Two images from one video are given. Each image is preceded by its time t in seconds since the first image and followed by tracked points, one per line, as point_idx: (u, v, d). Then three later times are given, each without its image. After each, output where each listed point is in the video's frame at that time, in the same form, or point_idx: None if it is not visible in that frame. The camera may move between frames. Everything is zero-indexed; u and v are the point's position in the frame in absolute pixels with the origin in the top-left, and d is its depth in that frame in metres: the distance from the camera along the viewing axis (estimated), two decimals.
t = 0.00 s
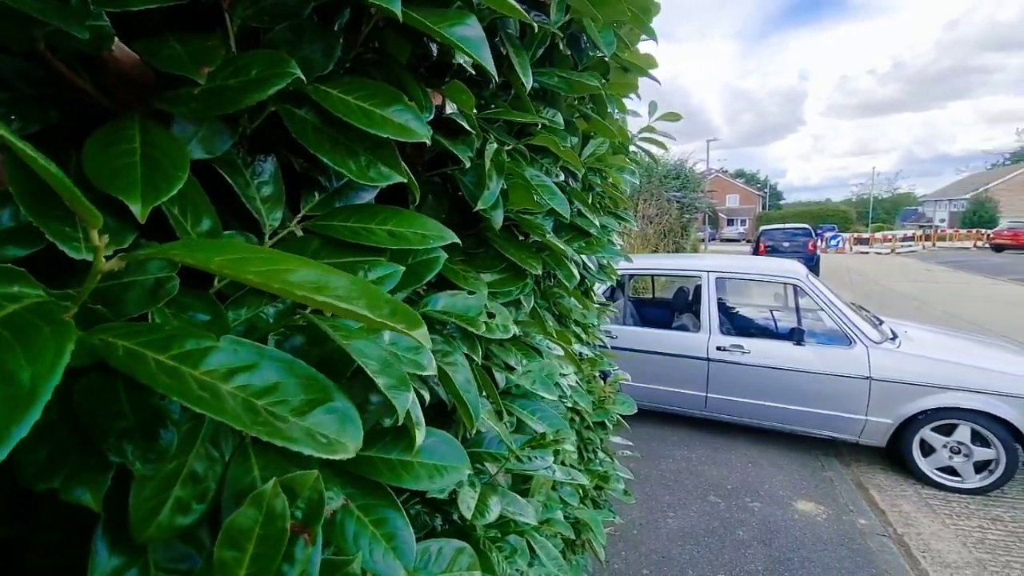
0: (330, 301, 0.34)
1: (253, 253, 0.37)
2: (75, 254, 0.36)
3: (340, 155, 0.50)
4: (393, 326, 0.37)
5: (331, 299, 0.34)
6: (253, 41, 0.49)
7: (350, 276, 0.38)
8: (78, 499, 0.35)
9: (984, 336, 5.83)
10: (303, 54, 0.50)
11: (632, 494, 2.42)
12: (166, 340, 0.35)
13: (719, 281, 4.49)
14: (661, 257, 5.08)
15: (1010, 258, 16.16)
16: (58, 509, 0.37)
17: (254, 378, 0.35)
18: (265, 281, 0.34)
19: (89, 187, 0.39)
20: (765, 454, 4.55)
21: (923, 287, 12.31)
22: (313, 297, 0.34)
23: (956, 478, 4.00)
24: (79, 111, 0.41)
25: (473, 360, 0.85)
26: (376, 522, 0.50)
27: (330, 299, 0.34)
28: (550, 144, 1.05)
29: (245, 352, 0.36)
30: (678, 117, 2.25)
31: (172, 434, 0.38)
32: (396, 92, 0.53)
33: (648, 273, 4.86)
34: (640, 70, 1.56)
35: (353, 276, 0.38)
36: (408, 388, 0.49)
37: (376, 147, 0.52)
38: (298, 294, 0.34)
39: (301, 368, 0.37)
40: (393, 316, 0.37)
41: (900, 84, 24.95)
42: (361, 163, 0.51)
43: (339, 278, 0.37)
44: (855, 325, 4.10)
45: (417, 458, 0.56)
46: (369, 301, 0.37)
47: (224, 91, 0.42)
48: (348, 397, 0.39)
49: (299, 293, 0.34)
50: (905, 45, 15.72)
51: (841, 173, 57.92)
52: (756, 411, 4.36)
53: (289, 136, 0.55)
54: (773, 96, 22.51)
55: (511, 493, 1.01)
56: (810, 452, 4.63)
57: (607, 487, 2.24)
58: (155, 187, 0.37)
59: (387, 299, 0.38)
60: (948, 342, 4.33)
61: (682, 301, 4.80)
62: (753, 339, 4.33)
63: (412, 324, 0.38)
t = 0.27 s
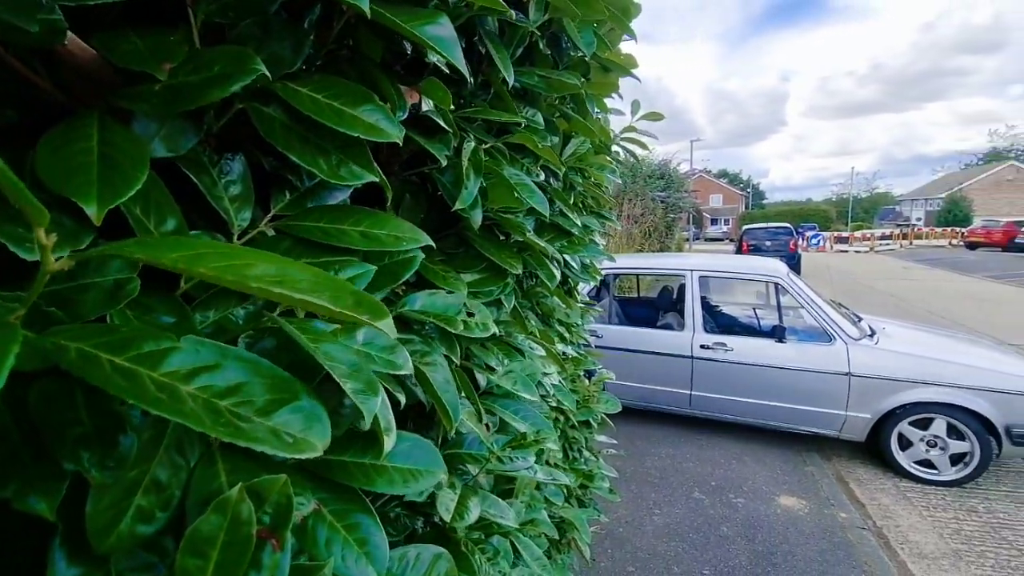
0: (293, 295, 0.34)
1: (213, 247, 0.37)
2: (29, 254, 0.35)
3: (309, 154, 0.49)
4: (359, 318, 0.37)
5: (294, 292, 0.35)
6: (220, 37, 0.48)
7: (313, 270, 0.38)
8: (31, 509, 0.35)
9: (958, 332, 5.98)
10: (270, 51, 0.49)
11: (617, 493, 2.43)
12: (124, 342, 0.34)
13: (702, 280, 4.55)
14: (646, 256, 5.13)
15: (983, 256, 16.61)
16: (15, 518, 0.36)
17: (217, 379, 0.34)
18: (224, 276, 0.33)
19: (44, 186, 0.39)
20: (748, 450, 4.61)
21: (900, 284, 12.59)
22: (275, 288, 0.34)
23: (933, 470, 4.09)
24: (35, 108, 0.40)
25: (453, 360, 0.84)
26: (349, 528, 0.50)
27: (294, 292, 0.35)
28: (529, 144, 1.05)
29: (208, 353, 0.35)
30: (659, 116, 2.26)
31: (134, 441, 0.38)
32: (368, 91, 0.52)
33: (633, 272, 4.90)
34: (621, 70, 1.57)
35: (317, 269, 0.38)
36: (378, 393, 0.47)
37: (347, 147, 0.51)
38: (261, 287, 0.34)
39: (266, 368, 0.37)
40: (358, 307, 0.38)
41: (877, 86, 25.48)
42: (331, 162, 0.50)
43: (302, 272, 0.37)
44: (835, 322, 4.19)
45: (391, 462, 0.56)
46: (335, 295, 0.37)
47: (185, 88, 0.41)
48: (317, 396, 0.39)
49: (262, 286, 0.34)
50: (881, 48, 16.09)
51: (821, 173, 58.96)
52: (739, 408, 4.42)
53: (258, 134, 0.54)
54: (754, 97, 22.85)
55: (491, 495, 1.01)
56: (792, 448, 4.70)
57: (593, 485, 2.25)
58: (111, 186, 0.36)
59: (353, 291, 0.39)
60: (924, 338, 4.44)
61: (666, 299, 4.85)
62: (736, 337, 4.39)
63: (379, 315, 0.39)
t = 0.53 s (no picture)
0: (262, 281, 0.35)
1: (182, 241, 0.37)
2: None
3: (284, 152, 0.49)
4: (330, 301, 0.38)
5: (264, 278, 0.35)
6: (190, 33, 0.47)
7: (283, 257, 0.39)
8: None
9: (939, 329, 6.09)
10: (241, 48, 0.48)
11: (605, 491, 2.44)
12: (91, 340, 0.33)
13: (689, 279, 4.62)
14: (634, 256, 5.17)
15: (962, 254, 16.96)
16: None
17: (186, 376, 0.34)
18: (195, 270, 0.34)
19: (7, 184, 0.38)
20: (735, 448, 4.65)
21: (882, 282, 12.81)
22: (244, 275, 0.34)
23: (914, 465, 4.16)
24: None
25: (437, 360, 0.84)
26: (328, 530, 0.49)
27: (262, 277, 0.35)
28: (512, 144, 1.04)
29: (176, 351, 0.35)
30: (644, 117, 2.28)
31: (101, 444, 0.37)
32: (344, 89, 0.52)
33: (622, 272, 4.94)
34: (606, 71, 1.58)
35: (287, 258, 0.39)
36: (356, 386, 0.46)
37: (322, 145, 0.51)
38: (236, 277, 0.34)
39: (237, 364, 0.36)
40: (329, 292, 0.38)
41: (859, 87, 25.90)
42: (307, 161, 0.49)
43: (270, 263, 0.37)
44: (819, 319, 4.27)
45: (373, 460, 0.55)
46: (304, 279, 0.37)
47: (153, 84, 0.40)
48: (291, 393, 0.38)
49: (235, 275, 0.34)
50: (863, 50, 16.37)
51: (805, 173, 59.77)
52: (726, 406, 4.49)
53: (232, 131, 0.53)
54: (739, 98, 23.12)
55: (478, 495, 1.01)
56: (778, 444, 4.76)
57: (580, 484, 2.25)
58: (75, 183, 0.35)
59: (324, 277, 0.39)
60: (906, 335, 4.52)
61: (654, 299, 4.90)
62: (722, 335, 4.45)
63: (352, 299, 0.39)
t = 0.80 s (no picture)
0: (232, 287, 0.35)
1: (148, 244, 0.37)
2: None
3: (264, 153, 0.49)
4: (301, 305, 0.38)
5: (234, 282, 0.35)
6: (167, 33, 0.47)
7: (256, 260, 0.39)
8: None
9: (925, 327, 6.16)
10: (220, 49, 0.48)
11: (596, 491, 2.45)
12: (62, 345, 0.33)
13: (681, 279, 4.70)
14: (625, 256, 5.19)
15: (948, 254, 17.20)
16: None
17: (160, 383, 0.34)
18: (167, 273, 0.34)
19: None
20: (726, 447, 4.69)
21: (870, 282, 12.97)
22: (216, 279, 0.35)
23: (901, 462, 4.21)
24: None
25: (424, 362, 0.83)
26: (310, 534, 0.49)
27: (229, 279, 0.35)
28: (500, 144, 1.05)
29: (151, 357, 0.35)
30: (634, 117, 2.29)
31: (74, 449, 0.37)
32: (326, 89, 0.52)
33: (613, 272, 4.97)
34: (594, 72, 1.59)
35: (261, 261, 0.39)
36: (334, 394, 0.46)
37: (303, 146, 0.50)
38: (207, 280, 0.34)
39: (212, 370, 0.36)
40: (302, 297, 0.39)
41: (847, 89, 26.19)
42: (288, 162, 0.49)
43: (243, 268, 0.37)
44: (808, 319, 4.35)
45: (356, 463, 0.55)
46: (276, 282, 0.38)
47: (129, 85, 0.40)
48: (267, 399, 0.38)
49: (203, 279, 0.34)
50: (850, 52, 16.57)
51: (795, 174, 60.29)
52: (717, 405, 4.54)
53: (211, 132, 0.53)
54: (730, 99, 23.30)
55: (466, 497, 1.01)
56: (768, 443, 4.80)
57: (571, 483, 2.23)
58: (46, 184, 0.35)
59: (297, 281, 0.39)
60: (893, 333, 4.58)
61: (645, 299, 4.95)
62: (713, 335, 4.51)
63: (324, 302, 0.40)
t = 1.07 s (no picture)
0: (186, 282, 0.35)
1: (110, 240, 0.37)
2: None
3: (236, 153, 0.48)
4: (261, 301, 0.38)
5: (190, 278, 0.35)
6: (136, 30, 0.46)
7: (219, 257, 0.39)
8: None
9: (903, 326, 6.29)
10: (190, 47, 0.48)
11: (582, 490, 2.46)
12: (23, 346, 0.35)
13: (665, 278, 4.78)
14: (612, 256, 5.29)
15: (926, 254, 17.57)
16: None
17: (121, 381, 0.35)
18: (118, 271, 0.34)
19: None
20: (710, 445, 4.74)
21: (851, 281, 13.20)
22: (169, 275, 0.35)
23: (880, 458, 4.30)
24: None
25: (404, 364, 0.82)
26: (284, 537, 0.48)
27: (185, 276, 0.35)
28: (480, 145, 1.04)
29: (113, 355, 0.36)
30: (618, 119, 2.31)
31: (33, 454, 0.37)
32: (299, 88, 0.51)
33: (600, 272, 5.03)
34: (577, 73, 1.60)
35: (224, 258, 0.39)
36: (305, 393, 0.46)
37: (275, 146, 0.50)
38: (161, 277, 0.34)
39: (175, 369, 0.38)
40: (263, 293, 0.39)
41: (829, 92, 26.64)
42: (261, 162, 0.49)
43: (203, 264, 0.38)
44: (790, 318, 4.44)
45: (331, 463, 0.55)
46: (237, 278, 0.38)
47: (93, 83, 0.40)
48: (234, 396, 0.40)
49: (156, 276, 0.34)
50: (831, 55, 16.88)
51: (778, 175, 61.15)
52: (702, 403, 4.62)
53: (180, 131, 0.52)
54: (714, 100, 23.57)
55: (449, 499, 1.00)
56: (752, 440, 4.86)
57: (556, 483, 2.24)
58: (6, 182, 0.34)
59: (259, 277, 0.40)
60: (871, 332, 4.68)
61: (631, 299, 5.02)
62: (697, 334, 4.58)
63: (284, 298, 0.40)
